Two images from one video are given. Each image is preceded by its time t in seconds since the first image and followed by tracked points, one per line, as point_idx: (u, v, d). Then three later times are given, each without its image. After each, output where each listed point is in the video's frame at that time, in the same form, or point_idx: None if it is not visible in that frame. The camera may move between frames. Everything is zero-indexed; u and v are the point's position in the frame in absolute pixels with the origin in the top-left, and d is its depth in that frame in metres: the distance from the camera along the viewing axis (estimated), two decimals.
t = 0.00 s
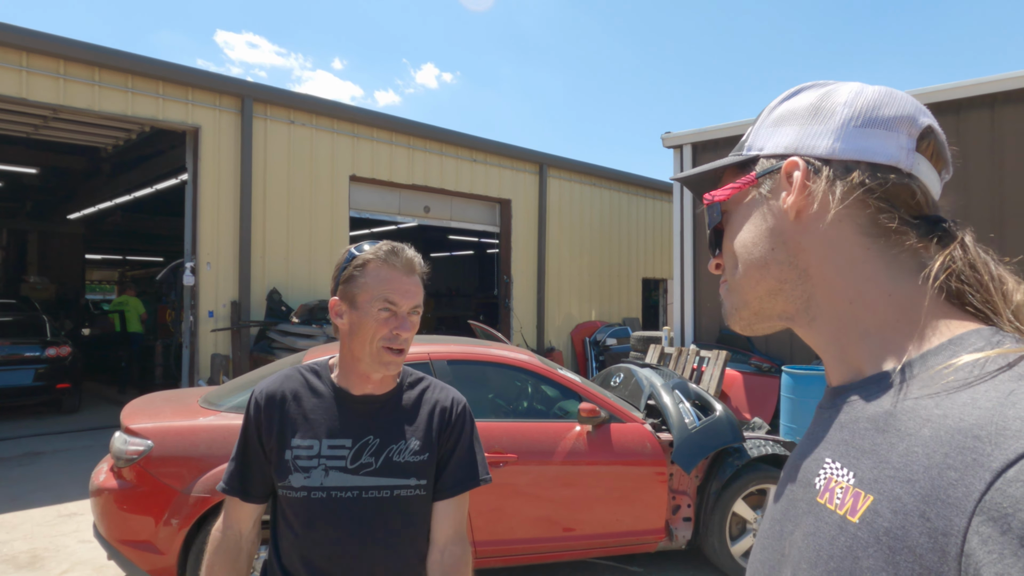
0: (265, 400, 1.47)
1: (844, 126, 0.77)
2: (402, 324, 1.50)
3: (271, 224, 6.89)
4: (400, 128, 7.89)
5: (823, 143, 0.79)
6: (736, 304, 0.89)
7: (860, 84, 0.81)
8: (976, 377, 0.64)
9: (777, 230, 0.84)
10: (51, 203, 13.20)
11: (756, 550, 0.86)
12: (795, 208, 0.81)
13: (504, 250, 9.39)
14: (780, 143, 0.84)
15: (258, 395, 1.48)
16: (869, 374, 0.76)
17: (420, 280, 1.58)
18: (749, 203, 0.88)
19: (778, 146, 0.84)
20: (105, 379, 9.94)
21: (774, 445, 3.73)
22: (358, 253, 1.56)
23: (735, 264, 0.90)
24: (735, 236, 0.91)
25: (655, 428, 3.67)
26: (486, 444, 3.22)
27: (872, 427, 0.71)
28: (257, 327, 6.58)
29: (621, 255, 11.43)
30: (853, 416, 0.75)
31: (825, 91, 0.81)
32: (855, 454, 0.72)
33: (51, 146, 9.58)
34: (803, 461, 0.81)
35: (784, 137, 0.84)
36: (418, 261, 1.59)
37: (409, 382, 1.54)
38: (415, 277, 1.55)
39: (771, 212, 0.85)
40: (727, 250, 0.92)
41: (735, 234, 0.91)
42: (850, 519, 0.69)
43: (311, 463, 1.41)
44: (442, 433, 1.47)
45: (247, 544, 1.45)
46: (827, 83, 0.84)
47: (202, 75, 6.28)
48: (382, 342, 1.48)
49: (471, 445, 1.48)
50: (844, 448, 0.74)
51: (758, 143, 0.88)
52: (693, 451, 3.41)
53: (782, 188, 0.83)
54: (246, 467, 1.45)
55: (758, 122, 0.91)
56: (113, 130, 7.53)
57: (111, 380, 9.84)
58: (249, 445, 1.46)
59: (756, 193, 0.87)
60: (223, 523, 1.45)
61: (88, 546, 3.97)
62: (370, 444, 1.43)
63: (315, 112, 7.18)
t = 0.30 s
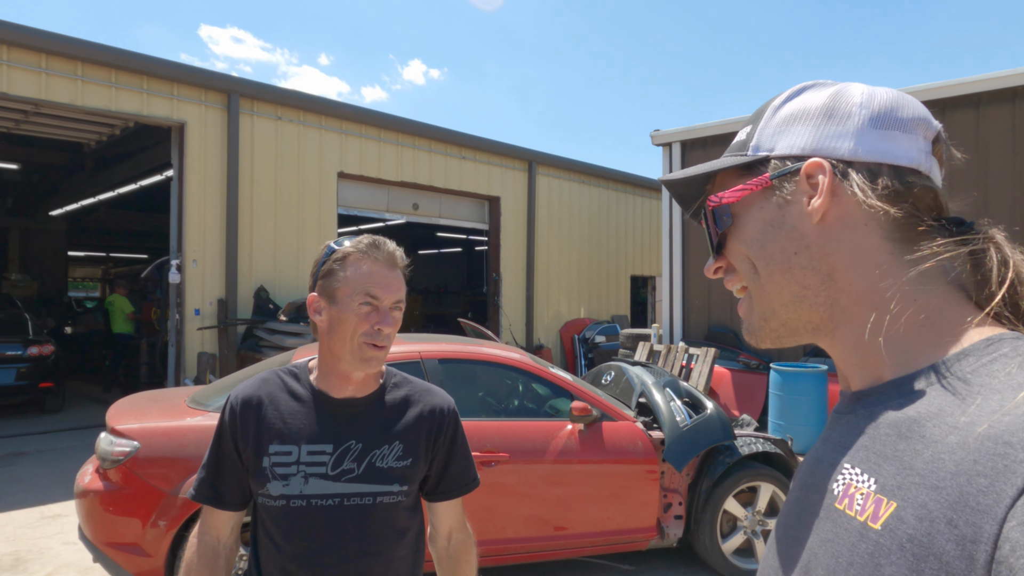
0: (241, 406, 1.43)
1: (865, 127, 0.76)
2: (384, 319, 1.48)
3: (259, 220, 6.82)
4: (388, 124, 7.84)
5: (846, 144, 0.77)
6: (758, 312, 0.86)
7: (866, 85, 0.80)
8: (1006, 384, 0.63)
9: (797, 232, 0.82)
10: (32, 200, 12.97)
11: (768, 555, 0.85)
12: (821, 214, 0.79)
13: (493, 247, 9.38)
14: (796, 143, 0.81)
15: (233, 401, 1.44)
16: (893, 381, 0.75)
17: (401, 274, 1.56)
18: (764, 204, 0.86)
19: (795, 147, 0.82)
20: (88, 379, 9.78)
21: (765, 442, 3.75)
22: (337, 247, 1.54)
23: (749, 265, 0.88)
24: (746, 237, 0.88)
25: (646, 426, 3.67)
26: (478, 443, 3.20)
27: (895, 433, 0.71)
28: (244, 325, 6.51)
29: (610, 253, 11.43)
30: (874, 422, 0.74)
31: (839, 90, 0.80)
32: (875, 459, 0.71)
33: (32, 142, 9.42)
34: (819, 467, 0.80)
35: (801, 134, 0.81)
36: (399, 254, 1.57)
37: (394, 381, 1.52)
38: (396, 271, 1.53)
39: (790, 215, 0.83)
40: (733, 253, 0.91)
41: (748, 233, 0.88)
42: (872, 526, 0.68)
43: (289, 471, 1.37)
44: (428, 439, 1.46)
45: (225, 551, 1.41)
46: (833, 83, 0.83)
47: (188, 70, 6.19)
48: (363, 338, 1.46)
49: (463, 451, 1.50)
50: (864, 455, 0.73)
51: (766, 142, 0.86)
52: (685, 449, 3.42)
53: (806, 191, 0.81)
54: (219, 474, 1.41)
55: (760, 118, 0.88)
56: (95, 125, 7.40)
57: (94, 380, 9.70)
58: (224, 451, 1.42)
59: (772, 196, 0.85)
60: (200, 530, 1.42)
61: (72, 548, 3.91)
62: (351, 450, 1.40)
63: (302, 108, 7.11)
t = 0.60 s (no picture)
0: (213, 405, 1.43)
1: (853, 116, 0.79)
2: (349, 314, 1.47)
3: (248, 215, 6.78)
4: (378, 119, 7.80)
5: (844, 133, 0.78)
6: (769, 305, 0.81)
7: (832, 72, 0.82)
8: (986, 376, 0.64)
9: (809, 222, 0.79)
10: (18, 195, 12.84)
11: (745, 550, 0.86)
12: (834, 205, 0.78)
13: (484, 242, 9.37)
14: (791, 127, 0.79)
15: (204, 400, 1.43)
16: (876, 374, 0.75)
17: (370, 269, 1.55)
18: (770, 191, 0.82)
19: (790, 133, 0.79)
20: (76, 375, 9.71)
21: (753, 437, 3.77)
22: (305, 243, 1.53)
23: (759, 263, 0.82)
24: (753, 230, 0.83)
25: (635, 420, 3.68)
26: (466, 439, 3.20)
27: (875, 427, 0.71)
28: (234, 321, 6.48)
29: (600, 248, 11.44)
30: (854, 417, 0.74)
31: (815, 74, 0.81)
32: (855, 453, 0.72)
33: (17, 136, 9.32)
34: (794, 461, 0.81)
35: (790, 120, 0.79)
36: (365, 249, 1.56)
37: (367, 374, 1.52)
38: (363, 266, 1.52)
39: (802, 205, 0.80)
40: (733, 246, 0.85)
41: (753, 227, 0.83)
42: (854, 520, 0.68)
43: (265, 468, 1.37)
44: (401, 432, 1.46)
45: (199, 553, 1.41)
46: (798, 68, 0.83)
47: (175, 63, 6.14)
48: (330, 334, 1.45)
49: (436, 440, 1.50)
50: (842, 449, 0.74)
51: (755, 127, 0.81)
52: (674, 443, 3.44)
53: (814, 179, 0.79)
54: (192, 472, 1.40)
55: (733, 103, 0.83)
56: (82, 120, 7.33)
57: (83, 376, 9.63)
58: (196, 449, 1.41)
59: (777, 182, 0.81)
60: (171, 532, 1.41)
61: (60, 545, 3.88)
62: (326, 444, 1.40)
63: (291, 102, 7.07)
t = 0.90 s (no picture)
0: (202, 398, 1.45)
1: (829, 113, 0.80)
2: (330, 312, 1.47)
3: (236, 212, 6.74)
4: (368, 117, 7.78)
5: (825, 133, 0.79)
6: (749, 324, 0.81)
7: (798, 62, 0.83)
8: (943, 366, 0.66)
9: (797, 233, 0.80)
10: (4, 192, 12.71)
11: (722, 548, 0.87)
12: (820, 214, 0.80)
13: (474, 240, 9.36)
14: (779, 131, 0.79)
15: (196, 392, 1.45)
16: (847, 366, 0.76)
17: (353, 266, 1.56)
18: (762, 202, 0.81)
19: (779, 137, 0.79)
20: (63, 374, 9.63)
21: (739, 433, 3.80)
22: (289, 241, 1.54)
23: (749, 278, 0.81)
24: (747, 242, 0.81)
25: (624, 417, 3.70)
26: (454, 435, 3.20)
27: (846, 421, 0.72)
28: (222, 319, 6.45)
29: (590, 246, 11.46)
30: (824, 412, 0.76)
31: (790, 66, 0.81)
32: (826, 449, 0.73)
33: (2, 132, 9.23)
34: (768, 457, 0.82)
35: (779, 121, 0.79)
36: (347, 246, 1.56)
37: (354, 369, 1.52)
38: (345, 263, 1.52)
39: (791, 215, 0.80)
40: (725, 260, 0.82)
41: (747, 239, 0.81)
42: (829, 514, 0.69)
43: (249, 459, 1.37)
44: (386, 428, 1.45)
45: (193, 544, 1.41)
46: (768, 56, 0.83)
47: (162, 60, 6.09)
48: (314, 331, 1.45)
49: (420, 437, 1.47)
50: (813, 444, 0.75)
51: (744, 128, 0.79)
52: (661, 439, 3.46)
53: (802, 185, 0.80)
54: (185, 463, 1.43)
55: (715, 99, 0.81)
56: (68, 116, 7.27)
57: (70, 374, 9.56)
58: (188, 443, 1.44)
59: (768, 191, 0.81)
60: (167, 523, 1.42)
61: (45, 544, 3.86)
62: (310, 437, 1.41)
63: (280, 99, 7.04)
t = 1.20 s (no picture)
0: (196, 396, 1.45)
1: (773, 108, 0.78)
2: (323, 310, 1.47)
3: (221, 212, 6.69)
4: (354, 116, 7.75)
5: (757, 134, 0.79)
6: (679, 308, 0.88)
7: (757, 52, 0.82)
8: (925, 362, 0.67)
9: (714, 234, 0.83)
10: None
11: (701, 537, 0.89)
12: (739, 216, 0.81)
13: (461, 240, 9.35)
14: (701, 133, 0.82)
15: (189, 390, 1.46)
16: (820, 361, 0.78)
17: (345, 262, 1.55)
18: (680, 202, 0.87)
19: (700, 139, 0.82)
20: (44, 376, 9.50)
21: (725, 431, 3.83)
22: (281, 237, 1.53)
23: (672, 270, 0.87)
24: (671, 234, 0.87)
25: (610, 416, 3.72)
26: (441, 435, 3.20)
27: (824, 416, 0.73)
28: (207, 319, 6.40)
29: (578, 246, 11.48)
30: (803, 407, 0.77)
31: (729, 65, 0.81)
32: (805, 443, 0.74)
33: None
34: (748, 450, 0.83)
35: (704, 122, 0.82)
36: (339, 243, 1.55)
37: (349, 367, 1.52)
38: (338, 260, 1.53)
39: (707, 216, 0.84)
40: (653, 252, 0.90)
41: (669, 232, 0.88)
42: (807, 509, 0.70)
43: (239, 457, 1.37)
44: (382, 425, 1.45)
45: (190, 539, 1.41)
46: (724, 50, 0.84)
47: (147, 58, 6.04)
48: (306, 329, 1.45)
49: (418, 437, 1.47)
50: (793, 438, 0.76)
51: (669, 132, 0.85)
52: (648, 437, 3.48)
53: (721, 187, 0.82)
54: (178, 461, 1.42)
55: (653, 104, 0.87)
56: (50, 115, 7.18)
57: (52, 376, 9.43)
58: (182, 437, 1.44)
59: (686, 193, 0.86)
60: (166, 517, 1.42)
61: (27, 548, 3.80)
62: (302, 436, 1.40)
63: (266, 98, 7.00)
